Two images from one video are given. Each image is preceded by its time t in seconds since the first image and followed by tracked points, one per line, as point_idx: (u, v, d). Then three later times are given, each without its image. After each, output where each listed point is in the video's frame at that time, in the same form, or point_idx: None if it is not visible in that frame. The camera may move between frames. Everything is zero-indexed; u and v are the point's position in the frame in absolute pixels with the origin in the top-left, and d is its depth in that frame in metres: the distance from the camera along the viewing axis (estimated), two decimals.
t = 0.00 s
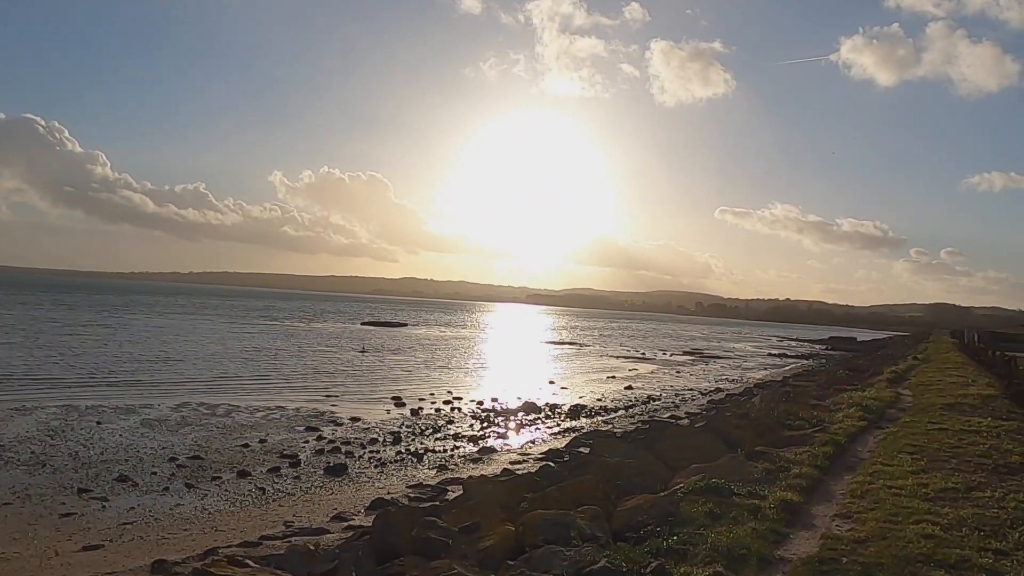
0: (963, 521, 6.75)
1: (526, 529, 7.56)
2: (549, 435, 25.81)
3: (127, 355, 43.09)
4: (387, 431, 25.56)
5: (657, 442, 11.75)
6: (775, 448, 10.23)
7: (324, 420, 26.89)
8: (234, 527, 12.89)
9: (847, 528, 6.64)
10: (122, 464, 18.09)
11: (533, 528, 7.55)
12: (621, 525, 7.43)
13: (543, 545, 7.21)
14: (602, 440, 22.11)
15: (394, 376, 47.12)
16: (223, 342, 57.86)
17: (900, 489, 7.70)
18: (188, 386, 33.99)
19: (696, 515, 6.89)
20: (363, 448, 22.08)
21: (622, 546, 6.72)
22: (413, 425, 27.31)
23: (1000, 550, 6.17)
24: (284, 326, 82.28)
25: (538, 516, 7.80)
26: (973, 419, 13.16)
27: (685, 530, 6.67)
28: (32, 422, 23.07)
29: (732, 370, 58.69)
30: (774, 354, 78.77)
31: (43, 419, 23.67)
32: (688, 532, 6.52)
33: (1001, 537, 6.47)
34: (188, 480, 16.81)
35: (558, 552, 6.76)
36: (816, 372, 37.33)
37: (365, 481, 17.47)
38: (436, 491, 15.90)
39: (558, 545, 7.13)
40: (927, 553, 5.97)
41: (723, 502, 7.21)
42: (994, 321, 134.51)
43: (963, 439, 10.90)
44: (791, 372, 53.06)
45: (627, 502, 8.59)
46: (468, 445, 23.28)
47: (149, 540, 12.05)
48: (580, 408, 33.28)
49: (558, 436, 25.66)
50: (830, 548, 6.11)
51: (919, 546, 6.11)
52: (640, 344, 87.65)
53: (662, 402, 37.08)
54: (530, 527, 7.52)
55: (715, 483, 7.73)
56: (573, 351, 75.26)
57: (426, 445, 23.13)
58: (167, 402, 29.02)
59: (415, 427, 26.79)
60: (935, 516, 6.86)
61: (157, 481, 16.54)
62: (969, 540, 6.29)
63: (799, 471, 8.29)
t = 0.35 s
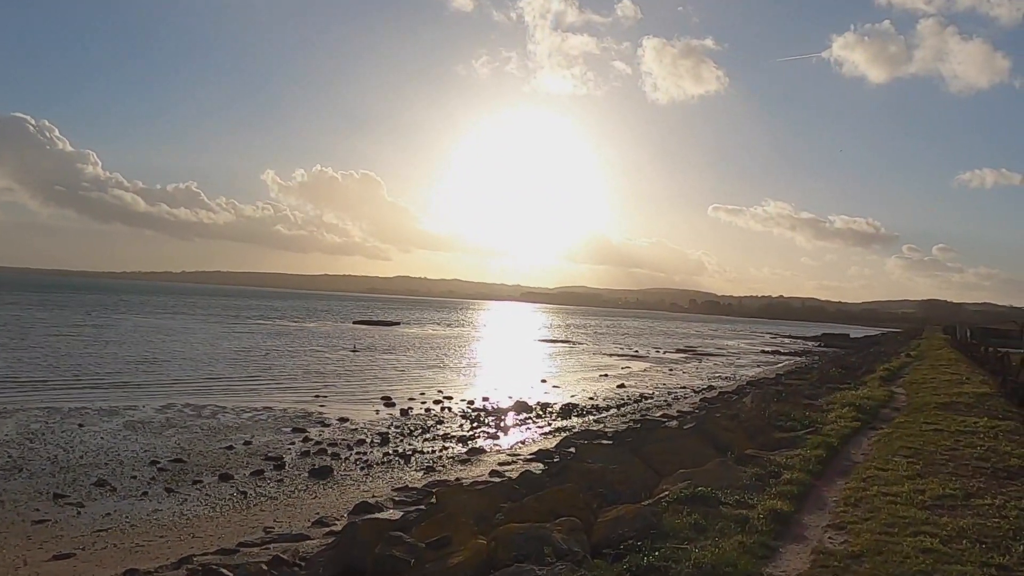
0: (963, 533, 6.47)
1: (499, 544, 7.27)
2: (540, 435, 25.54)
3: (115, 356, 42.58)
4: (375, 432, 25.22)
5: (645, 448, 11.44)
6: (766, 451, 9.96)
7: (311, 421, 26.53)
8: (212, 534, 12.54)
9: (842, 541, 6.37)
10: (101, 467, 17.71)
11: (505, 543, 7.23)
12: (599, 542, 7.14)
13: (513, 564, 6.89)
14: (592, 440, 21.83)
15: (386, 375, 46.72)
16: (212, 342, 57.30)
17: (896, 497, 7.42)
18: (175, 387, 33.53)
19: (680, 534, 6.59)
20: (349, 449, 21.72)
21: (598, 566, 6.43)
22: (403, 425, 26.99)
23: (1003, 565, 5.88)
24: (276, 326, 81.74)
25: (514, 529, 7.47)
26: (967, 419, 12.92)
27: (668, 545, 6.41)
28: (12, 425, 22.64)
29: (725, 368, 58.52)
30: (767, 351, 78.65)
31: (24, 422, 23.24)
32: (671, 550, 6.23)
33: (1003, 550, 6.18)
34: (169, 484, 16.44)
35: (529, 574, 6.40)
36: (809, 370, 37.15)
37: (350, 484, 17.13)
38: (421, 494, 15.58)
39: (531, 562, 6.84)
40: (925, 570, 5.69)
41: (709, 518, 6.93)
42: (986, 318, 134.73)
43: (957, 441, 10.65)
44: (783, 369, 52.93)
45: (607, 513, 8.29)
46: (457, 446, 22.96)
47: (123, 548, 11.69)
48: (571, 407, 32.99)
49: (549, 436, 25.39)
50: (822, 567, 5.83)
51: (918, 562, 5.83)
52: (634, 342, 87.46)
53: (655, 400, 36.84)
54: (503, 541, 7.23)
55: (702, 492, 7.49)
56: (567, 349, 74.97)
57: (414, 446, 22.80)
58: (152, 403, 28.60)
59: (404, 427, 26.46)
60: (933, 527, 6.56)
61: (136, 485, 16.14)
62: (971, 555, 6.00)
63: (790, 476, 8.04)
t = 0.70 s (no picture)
0: (951, 530, 6.21)
1: (458, 546, 6.98)
2: (528, 429, 25.29)
3: (100, 351, 42.06)
4: (361, 426, 24.89)
5: (628, 443, 11.18)
6: (750, 444, 9.73)
7: (297, 416, 26.18)
8: (186, 532, 12.21)
9: (823, 539, 6.14)
10: (77, 463, 17.31)
11: (466, 543, 6.99)
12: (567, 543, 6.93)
13: (471, 565, 6.63)
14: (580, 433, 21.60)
15: (375, 369, 46.36)
16: (201, 337, 56.78)
17: (882, 491, 7.16)
18: (160, 382, 33.08)
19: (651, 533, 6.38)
20: (334, 443, 21.39)
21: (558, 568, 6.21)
22: (390, 419, 26.69)
23: (994, 564, 5.62)
24: (267, 320, 81.18)
25: (475, 530, 7.20)
26: (958, 410, 12.71)
27: (637, 544, 6.24)
28: None
29: (716, 360, 58.42)
30: (759, 344, 78.61)
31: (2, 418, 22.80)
32: (641, 550, 6.00)
33: (994, 548, 5.93)
34: (146, 480, 16.09)
35: None
36: (800, 362, 37.05)
37: (332, 479, 16.81)
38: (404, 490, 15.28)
39: (489, 564, 6.56)
40: (910, 569, 5.44)
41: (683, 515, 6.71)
42: (976, 310, 135.14)
43: (947, 433, 10.42)
44: (775, 362, 52.87)
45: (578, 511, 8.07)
46: (444, 440, 22.69)
47: (93, 547, 11.34)
48: (561, 400, 32.75)
49: (537, 430, 25.13)
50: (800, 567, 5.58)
51: (903, 562, 5.57)
52: (626, 335, 87.36)
53: (645, 393, 36.65)
54: (461, 544, 6.96)
55: (679, 488, 7.30)
56: (559, 342, 74.76)
57: (400, 440, 22.51)
58: (135, 398, 28.16)
59: (391, 421, 26.16)
60: (920, 523, 6.31)
61: (113, 481, 15.79)
62: (958, 554, 5.75)
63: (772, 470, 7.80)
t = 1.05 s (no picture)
0: (938, 539, 5.99)
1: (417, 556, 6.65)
2: (516, 426, 25.05)
3: (86, 348, 41.57)
4: (347, 423, 24.61)
5: (610, 444, 10.96)
6: (734, 444, 9.52)
7: (282, 413, 25.86)
8: (161, 534, 11.91)
9: (804, 550, 5.93)
10: (54, 464, 16.96)
11: (425, 554, 6.66)
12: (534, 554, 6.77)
13: None
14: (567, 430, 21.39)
15: (365, 365, 46.04)
16: (190, 334, 56.27)
17: (868, 495, 6.94)
18: (145, 379, 32.70)
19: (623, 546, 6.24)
20: (319, 442, 21.08)
21: None
22: (377, 416, 26.43)
23: None
24: (257, 316, 80.66)
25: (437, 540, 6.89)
26: (946, 407, 12.52)
27: (607, 557, 6.15)
28: None
29: (708, 355, 58.35)
30: (751, 339, 78.62)
31: None
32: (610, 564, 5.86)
33: (983, 559, 5.70)
34: (123, 480, 15.76)
35: None
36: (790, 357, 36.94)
37: (315, 478, 16.53)
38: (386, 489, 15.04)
39: None
40: None
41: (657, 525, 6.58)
42: (966, 304, 135.67)
43: (935, 431, 10.22)
44: (766, 357, 52.81)
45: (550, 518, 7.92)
46: (431, 438, 22.44)
47: (63, 551, 11.03)
48: (551, 396, 32.52)
49: (525, 426, 24.91)
50: None
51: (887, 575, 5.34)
52: (619, 330, 87.24)
53: (636, 389, 36.46)
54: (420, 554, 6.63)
55: (656, 495, 7.19)
56: (551, 338, 74.55)
57: (386, 438, 22.25)
58: (119, 396, 27.77)
59: (378, 418, 25.89)
60: (906, 532, 6.08)
61: (89, 482, 15.46)
62: (946, 566, 5.52)
63: (754, 473, 7.61)
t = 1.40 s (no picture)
0: (944, 551, 5.66)
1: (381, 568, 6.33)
2: (508, 424, 24.73)
3: (76, 348, 41.11)
4: (337, 423, 24.27)
5: (599, 445, 10.64)
6: (726, 445, 9.19)
7: (272, 413, 25.49)
8: (138, 539, 11.55)
9: (798, 564, 5.60)
10: (33, 465, 16.56)
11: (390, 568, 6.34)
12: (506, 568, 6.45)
13: None
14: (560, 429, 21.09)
15: (358, 364, 45.65)
16: (183, 333, 55.81)
17: (867, 502, 6.60)
18: (134, 379, 32.27)
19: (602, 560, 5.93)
20: (307, 442, 20.72)
21: None
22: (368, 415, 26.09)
23: None
24: (251, 315, 80.17)
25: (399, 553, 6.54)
26: (946, 406, 12.22)
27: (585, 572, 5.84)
28: None
29: (704, 353, 58.08)
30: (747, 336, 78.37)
31: None
32: None
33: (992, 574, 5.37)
34: (103, 483, 15.36)
35: None
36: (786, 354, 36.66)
37: (300, 479, 16.16)
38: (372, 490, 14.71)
39: None
40: None
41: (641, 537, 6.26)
42: (962, 301, 135.75)
43: (936, 431, 9.89)
44: (762, 354, 52.55)
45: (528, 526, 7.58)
46: (421, 437, 22.12)
47: (33, 557, 10.65)
48: (544, 395, 32.19)
49: (517, 425, 24.59)
50: None
51: None
52: (615, 328, 86.95)
53: (631, 387, 36.15)
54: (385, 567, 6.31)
55: (640, 502, 6.86)
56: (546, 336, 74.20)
57: (376, 437, 21.92)
58: (105, 396, 27.36)
59: (369, 417, 25.56)
60: (909, 544, 5.75)
61: (68, 485, 15.06)
62: None
63: (747, 477, 7.28)
